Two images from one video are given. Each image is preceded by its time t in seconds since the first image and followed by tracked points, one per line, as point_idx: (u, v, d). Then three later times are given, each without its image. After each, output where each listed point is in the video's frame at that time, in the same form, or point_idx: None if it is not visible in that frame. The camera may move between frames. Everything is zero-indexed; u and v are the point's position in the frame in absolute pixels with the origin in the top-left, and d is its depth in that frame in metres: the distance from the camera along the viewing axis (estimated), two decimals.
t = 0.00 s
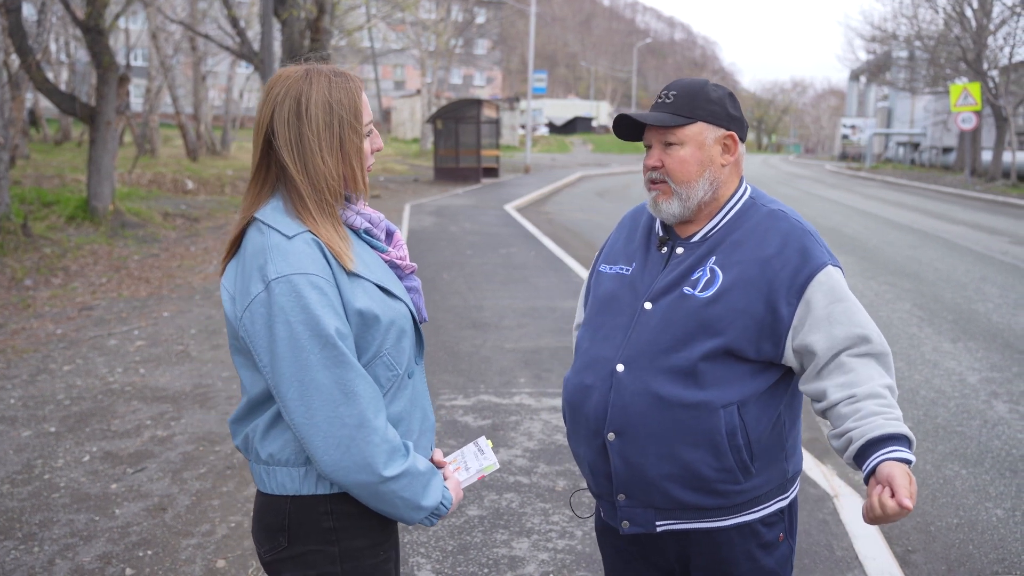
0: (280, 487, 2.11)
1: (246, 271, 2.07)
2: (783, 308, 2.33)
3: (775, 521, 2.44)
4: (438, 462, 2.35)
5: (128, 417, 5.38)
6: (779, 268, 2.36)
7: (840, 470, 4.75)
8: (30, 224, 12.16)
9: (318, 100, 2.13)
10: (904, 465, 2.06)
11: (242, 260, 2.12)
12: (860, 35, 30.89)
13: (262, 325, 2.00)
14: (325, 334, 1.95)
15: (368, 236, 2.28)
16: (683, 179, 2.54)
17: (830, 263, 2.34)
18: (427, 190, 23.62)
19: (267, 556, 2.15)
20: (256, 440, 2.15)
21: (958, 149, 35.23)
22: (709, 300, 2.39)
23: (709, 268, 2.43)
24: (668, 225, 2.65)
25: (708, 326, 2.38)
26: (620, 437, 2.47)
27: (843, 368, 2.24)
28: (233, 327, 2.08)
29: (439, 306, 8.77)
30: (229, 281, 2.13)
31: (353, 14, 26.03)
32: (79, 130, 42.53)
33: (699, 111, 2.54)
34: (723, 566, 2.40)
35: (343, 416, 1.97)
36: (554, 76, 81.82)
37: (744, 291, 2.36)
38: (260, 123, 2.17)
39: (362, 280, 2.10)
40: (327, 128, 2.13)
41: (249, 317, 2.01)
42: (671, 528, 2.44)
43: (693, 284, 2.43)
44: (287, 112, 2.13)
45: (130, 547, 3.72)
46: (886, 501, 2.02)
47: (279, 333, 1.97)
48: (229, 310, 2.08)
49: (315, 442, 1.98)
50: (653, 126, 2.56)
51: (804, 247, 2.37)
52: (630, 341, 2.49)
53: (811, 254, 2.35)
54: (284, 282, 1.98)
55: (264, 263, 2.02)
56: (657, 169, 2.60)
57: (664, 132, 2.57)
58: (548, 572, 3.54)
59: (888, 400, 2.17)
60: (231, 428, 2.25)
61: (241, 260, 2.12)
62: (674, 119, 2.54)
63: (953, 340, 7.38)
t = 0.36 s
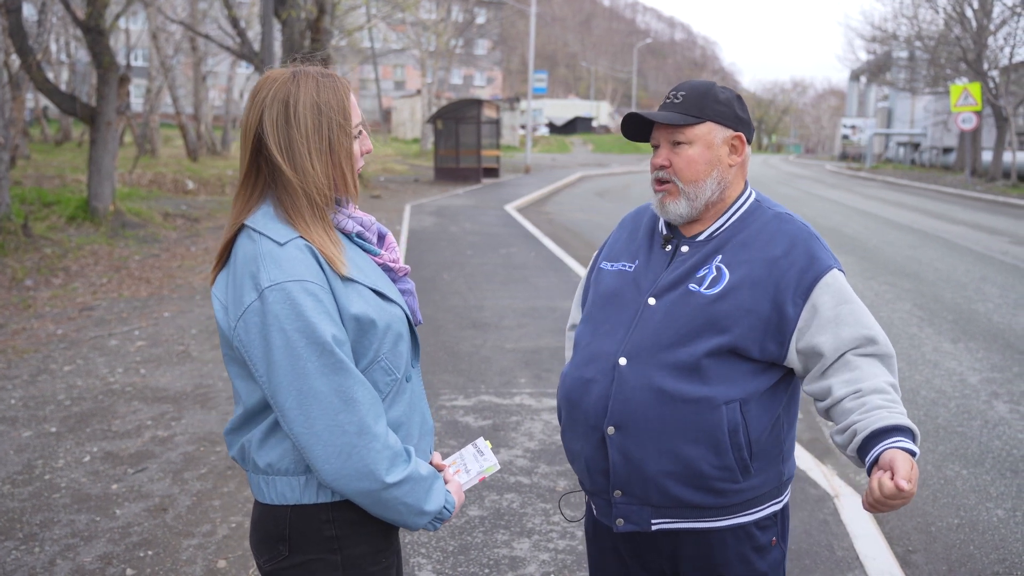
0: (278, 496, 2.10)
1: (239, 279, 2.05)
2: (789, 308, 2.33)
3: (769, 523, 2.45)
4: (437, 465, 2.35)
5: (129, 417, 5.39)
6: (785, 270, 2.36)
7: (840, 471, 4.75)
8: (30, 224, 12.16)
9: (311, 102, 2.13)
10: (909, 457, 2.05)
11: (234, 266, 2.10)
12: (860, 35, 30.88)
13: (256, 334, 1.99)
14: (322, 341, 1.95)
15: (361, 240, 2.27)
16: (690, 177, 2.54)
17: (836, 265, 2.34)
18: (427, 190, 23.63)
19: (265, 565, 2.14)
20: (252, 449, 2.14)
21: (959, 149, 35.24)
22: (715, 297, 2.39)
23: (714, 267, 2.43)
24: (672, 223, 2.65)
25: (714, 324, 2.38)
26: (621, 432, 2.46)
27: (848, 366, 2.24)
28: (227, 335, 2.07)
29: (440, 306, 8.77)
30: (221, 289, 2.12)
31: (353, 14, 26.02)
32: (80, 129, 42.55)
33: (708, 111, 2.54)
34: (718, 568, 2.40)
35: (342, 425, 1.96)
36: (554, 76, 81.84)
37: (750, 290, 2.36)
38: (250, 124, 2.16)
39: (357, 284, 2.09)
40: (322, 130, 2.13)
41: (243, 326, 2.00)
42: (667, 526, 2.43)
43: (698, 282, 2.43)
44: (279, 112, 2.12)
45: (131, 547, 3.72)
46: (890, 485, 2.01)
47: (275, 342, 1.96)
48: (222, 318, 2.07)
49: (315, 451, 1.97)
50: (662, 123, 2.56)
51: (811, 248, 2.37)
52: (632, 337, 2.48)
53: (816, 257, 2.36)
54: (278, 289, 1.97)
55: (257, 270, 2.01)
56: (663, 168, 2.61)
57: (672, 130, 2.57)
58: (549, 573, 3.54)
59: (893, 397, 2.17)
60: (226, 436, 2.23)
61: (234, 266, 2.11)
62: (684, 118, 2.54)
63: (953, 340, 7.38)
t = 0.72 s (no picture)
0: (273, 501, 2.10)
1: (227, 284, 2.05)
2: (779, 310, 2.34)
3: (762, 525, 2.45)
4: (433, 467, 2.35)
5: (129, 417, 5.39)
6: (776, 270, 2.36)
7: (840, 471, 4.75)
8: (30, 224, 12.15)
9: (290, 105, 2.12)
10: (785, 503, 2.32)
11: (222, 271, 2.10)
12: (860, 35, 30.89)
13: (244, 339, 1.98)
14: (311, 344, 1.95)
15: (349, 242, 2.27)
16: (682, 170, 2.55)
17: (826, 266, 2.34)
18: (427, 190, 23.64)
19: (261, 570, 2.14)
20: (244, 455, 2.14)
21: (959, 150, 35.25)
22: (704, 297, 2.38)
23: (706, 267, 2.43)
24: (667, 224, 2.66)
25: (703, 324, 2.38)
26: (611, 432, 2.47)
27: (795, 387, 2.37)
28: (216, 341, 2.06)
29: (440, 306, 8.77)
30: (210, 294, 2.12)
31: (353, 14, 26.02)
32: (80, 129, 42.56)
33: (707, 104, 2.54)
34: (711, 569, 2.41)
35: (334, 428, 1.96)
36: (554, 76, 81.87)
37: (740, 291, 2.36)
38: (232, 128, 2.16)
39: (346, 286, 2.09)
40: (302, 133, 2.13)
41: (231, 332, 2.00)
42: (657, 527, 2.44)
43: (689, 282, 2.43)
44: (257, 114, 2.12)
45: (132, 547, 3.73)
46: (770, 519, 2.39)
47: (262, 347, 1.95)
48: (211, 324, 2.07)
49: (307, 456, 1.98)
50: (660, 113, 2.57)
51: (802, 249, 2.37)
52: (623, 337, 2.49)
53: (808, 257, 2.36)
54: (265, 293, 1.96)
55: (243, 276, 2.00)
56: (658, 159, 2.62)
57: (670, 121, 2.58)
58: (550, 573, 3.55)
59: (810, 429, 2.29)
60: (219, 442, 2.23)
61: (222, 271, 2.10)
62: (682, 110, 2.55)
63: (954, 340, 7.38)
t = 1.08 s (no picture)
0: (260, 504, 2.10)
1: (210, 287, 2.06)
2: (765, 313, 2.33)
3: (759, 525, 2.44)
4: (429, 470, 2.35)
5: (130, 417, 5.39)
6: (761, 274, 2.35)
7: (841, 471, 4.75)
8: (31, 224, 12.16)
9: (271, 107, 2.12)
10: (773, 504, 2.30)
11: (206, 276, 2.10)
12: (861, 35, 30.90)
13: (225, 344, 1.99)
14: (289, 348, 1.94)
15: (335, 244, 2.27)
16: (668, 179, 2.54)
17: (812, 267, 2.32)
18: (428, 190, 23.65)
19: (252, 570, 2.15)
20: (231, 458, 2.14)
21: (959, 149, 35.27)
22: (691, 303, 2.38)
23: (693, 271, 2.43)
24: (657, 227, 2.66)
25: (690, 330, 2.38)
26: (602, 439, 2.48)
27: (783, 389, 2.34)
28: (200, 346, 2.07)
29: (440, 306, 8.77)
30: (196, 299, 2.12)
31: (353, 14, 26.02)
32: (80, 129, 42.57)
33: (685, 110, 2.53)
34: (709, 570, 2.41)
35: (315, 432, 1.96)
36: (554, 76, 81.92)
37: (725, 295, 2.36)
38: (215, 133, 2.17)
39: (329, 289, 2.09)
40: (283, 136, 2.12)
41: (212, 337, 2.00)
42: (652, 531, 2.45)
43: (676, 287, 2.43)
44: (239, 119, 2.12)
45: (132, 547, 3.73)
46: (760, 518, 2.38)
47: (242, 351, 1.95)
48: (196, 328, 2.07)
49: (289, 460, 1.98)
50: (639, 125, 2.57)
51: (788, 249, 2.35)
52: (613, 344, 2.50)
53: (794, 259, 2.34)
54: (244, 297, 1.96)
55: (224, 280, 2.00)
56: (644, 169, 2.61)
57: (650, 131, 2.57)
58: (551, 573, 3.54)
59: (796, 431, 2.27)
60: (211, 446, 2.25)
61: (207, 276, 2.11)
62: (660, 118, 2.54)
63: (955, 340, 7.38)
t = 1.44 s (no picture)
0: (258, 503, 2.10)
1: (210, 285, 2.06)
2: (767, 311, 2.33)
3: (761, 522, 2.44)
4: (427, 470, 2.35)
5: (130, 417, 5.39)
6: (763, 274, 2.35)
7: (842, 471, 4.75)
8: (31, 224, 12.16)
9: (283, 105, 2.12)
10: (780, 502, 2.30)
11: (207, 274, 2.10)
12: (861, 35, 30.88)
13: (225, 341, 1.99)
14: (289, 347, 1.94)
15: (335, 244, 2.27)
16: (672, 181, 2.53)
17: (812, 268, 2.32)
18: (428, 190, 23.66)
19: (250, 570, 2.14)
20: (229, 457, 2.14)
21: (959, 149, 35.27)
22: (693, 303, 2.38)
23: (694, 272, 2.43)
24: (657, 228, 2.65)
25: (691, 331, 2.38)
26: (605, 441, 2.48)
27: (786, 389, 2.34)
28: (200, 344, 2.07)
29: (440, 306, 8.77)
30: (195, 296, 2.12)
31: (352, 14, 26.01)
32: (81, 129, 42.59)
33: (687, 111, 2.53)
34: (713, 569, 2.41)
35: (315, 430, 1.96)
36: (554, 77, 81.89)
37: (726, 295, 2.36)
38: (222, 131, 2.16)
39: (328, 288, 2.09)
40: (291, 135, 2.12)
41: (213, 334, 2.00)
42: (656, 531, 2.45)
43: (678, 288, 2.43)
44: (251, 114, 2.11)
45: (133, 547, 3.73)
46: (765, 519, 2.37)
47: (242, 349, 1.95)
48: (195, 326, 2.07)
49: (288, 458, 1.98)
50: (641, 127, 2.55)
51: (789, 249, 2.36)
52: (615, 345, 2.49)
53: (795, 258, 2.34)
54: (244, 296, 1.97)
55: (224, 279, 2.01)
56: (646, 171, 2.59)
57: (653, 134, 2.56)
58: (551, 573, 3.54)
59: (803, 428, 2.27)
60: (209, 445, 2.24)
61: (207, 275, 2.11)
62: (663, 120, 2.53)
63: (955, 340, 7.37)
